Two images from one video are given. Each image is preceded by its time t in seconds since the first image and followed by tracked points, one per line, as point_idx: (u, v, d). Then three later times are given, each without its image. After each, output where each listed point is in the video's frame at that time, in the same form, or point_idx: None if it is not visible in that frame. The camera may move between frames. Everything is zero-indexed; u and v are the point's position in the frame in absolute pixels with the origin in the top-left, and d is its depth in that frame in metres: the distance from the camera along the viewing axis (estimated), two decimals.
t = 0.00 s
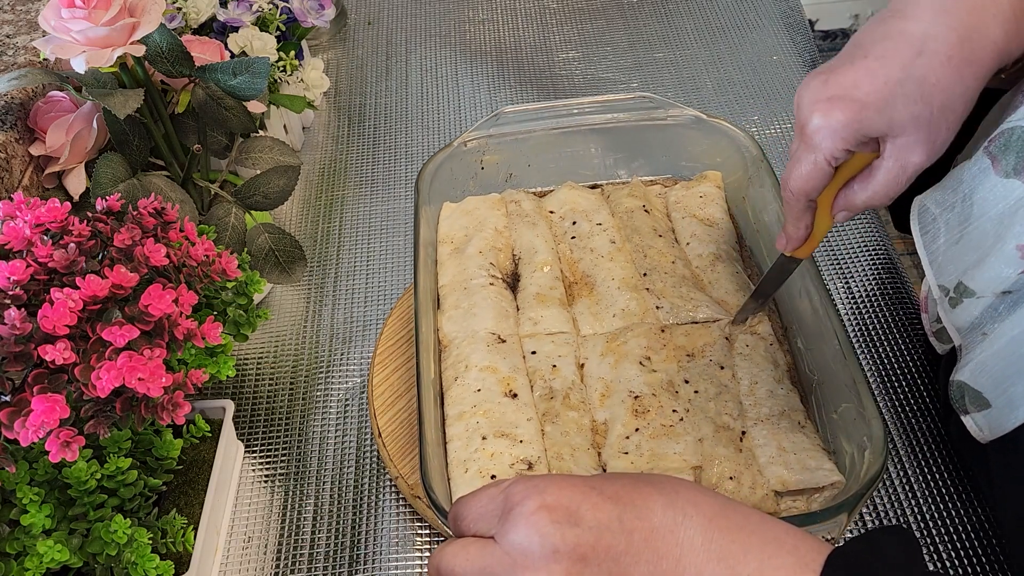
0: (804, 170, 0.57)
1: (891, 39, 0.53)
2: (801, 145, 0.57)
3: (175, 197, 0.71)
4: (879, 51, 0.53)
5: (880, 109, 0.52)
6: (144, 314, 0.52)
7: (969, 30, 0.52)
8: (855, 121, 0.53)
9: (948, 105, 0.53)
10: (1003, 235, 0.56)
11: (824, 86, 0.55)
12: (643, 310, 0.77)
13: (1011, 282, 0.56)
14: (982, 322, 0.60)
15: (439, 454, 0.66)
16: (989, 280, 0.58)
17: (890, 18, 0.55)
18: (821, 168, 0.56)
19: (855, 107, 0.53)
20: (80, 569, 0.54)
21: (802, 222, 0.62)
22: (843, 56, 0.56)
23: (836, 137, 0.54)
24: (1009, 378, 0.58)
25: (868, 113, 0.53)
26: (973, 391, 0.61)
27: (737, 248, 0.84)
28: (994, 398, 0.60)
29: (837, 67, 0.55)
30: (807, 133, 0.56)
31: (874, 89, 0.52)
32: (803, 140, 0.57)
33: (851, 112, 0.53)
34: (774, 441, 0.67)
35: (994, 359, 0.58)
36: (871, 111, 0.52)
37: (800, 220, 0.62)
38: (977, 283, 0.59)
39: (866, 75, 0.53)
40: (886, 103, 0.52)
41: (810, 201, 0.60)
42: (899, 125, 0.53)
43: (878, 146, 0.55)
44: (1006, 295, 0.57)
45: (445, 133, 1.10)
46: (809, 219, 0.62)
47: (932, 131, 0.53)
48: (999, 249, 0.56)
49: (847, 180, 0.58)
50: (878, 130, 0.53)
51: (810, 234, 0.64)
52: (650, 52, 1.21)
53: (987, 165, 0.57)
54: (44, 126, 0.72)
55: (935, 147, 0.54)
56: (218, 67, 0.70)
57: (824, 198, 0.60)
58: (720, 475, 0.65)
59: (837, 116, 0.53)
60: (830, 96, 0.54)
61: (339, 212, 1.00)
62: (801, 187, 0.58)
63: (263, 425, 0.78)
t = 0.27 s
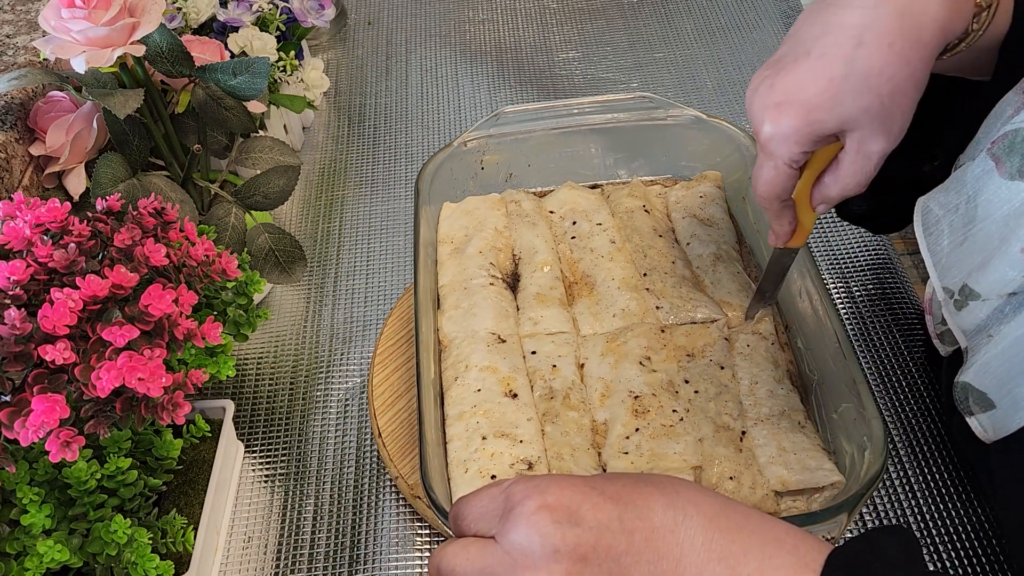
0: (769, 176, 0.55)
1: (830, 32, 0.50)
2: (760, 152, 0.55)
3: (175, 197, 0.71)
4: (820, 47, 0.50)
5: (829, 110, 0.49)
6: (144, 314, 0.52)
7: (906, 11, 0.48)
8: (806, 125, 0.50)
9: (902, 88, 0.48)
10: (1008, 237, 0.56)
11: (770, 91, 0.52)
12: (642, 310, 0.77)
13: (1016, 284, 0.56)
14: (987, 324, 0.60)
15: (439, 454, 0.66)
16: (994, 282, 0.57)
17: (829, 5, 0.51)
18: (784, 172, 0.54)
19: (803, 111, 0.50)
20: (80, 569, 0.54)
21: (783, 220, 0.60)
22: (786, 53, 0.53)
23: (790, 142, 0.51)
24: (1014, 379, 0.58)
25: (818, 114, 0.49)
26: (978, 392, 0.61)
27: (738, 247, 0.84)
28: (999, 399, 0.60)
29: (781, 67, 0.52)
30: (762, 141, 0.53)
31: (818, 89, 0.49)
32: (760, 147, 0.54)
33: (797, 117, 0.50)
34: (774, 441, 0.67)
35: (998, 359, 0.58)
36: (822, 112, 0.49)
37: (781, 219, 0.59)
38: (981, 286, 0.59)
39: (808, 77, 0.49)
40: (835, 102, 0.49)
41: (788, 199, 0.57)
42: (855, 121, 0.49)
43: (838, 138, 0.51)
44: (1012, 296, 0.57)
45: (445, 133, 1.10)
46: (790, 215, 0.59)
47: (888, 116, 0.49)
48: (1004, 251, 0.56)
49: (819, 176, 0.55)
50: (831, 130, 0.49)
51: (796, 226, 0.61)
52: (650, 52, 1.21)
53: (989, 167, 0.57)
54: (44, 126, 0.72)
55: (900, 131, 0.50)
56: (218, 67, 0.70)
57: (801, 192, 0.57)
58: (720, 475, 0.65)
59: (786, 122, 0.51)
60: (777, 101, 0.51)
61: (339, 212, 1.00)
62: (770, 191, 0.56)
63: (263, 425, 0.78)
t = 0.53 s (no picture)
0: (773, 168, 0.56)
1: (832, 23, 0.50)
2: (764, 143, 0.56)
3: (175, 197, 0.71)
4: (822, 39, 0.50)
5: (832, 101, 0.50)
6: (144, 314, 0.52)
7: None
8: (810, 117, 0.51)
9: (905, 78, 0.49)
10: (1006, 241, 0.56)
11: (773, 82, 0.53)
12: (642, 310, 0.77)
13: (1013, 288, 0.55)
14: (986, 329, 0.60)
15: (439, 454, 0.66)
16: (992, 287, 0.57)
17: None
18: (788, 163, 0.55)
19: (807, 102, 0.51)
20: (80, 569, 0.54)
21: (788, 211, 0.61)
22: (789, 44, 0.54)
23: (794, 133, 0.52)
24: (1013, 385, 0.57)
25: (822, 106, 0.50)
26: (976, 397, 0.61)
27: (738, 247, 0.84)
28: (998, 404, 0.59)
29: (784, 59, 0.53)
30: (767, 133, 0.54)
31: (821, 80, 0.50)
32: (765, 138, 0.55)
33: (802, 108, 0.51)
34: (774, 441, 0.67)
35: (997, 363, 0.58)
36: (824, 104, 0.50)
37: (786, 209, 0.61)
38: (980, 290, 0.58)
39: (811, 68, 0.50)
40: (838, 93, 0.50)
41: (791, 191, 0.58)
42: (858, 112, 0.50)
43: (842, 128, 0.52)
44: (1010, 301, 0.57)
45: (445, 133, 1.10)
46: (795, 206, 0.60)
47: (893, 105, 0.50)
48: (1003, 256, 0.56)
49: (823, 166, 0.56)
50: (834, 120, 0.51)
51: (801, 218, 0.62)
52: (650, 52, 1.21)
53: (988, 172, 0.57)
54: (44, 126, 0.72)
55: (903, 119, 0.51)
56: (218, 67, 0.70)
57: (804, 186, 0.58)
58: (720, 475, 0.65)
59: (790, 113, 0.52)
60: (781, 92, 0.52)
61: (339, 212, 1.00)
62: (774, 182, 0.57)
63: (263, 425, 0.78)
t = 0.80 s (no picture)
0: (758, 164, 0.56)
1: (821, 22, 0.51)
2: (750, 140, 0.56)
3: (175, 197, 0.71)
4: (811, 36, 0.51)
5: (819, 95, 0.51)
6: (144, 314, 0.52)
7: None
8: (797, 110, 0.51)
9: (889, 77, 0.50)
10: (1007, 236, 0.56)
11: (761, 78, 0.53)
12: (642, 310, 0.77)
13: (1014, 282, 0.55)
14: (987, 324, 0.59)
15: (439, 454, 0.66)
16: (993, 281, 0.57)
17: None
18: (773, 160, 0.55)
19: (794, 95, 0.51)
20: (80, 568, 0.54)
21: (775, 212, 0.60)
22: (778, 44, 0.54)
23: (781, 127, 0.53)
24: (1012, 379, 0.57)
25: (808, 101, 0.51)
26: (976, 392, 0.61)
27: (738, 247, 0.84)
28: (997, 399, 0.59)
29: (771, 57, 0.54)
30: (752, 127, 0.54)
31: (809, 74, 0.51)
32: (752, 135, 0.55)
33: (790, 101, 0.52)
34: (774, 441, 0.67)
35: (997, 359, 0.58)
36: (811, 97, 0.51)
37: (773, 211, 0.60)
38: (981, 285, 0.58)
39: (799, 63, 0.51)
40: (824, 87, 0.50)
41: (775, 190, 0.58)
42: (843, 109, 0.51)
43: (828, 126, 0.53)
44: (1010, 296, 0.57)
45: (445, 133, 1.10)
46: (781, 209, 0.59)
47: (877, 104, 0.50)
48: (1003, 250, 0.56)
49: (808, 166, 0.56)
50: (822, 114, 0.51)
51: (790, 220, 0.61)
52: (650, 52, 1.21)
53: (989, 166, 0.57)
54: (44, 126, 0.72)
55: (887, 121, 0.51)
56: (218, 67, 0.70)
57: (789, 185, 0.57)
58: (720, 475, 0.65)
59: (777, 106, 0.52)
60: (768, 87, 0.53)
61: (339, 212, 1.00)
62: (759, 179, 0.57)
63: (263, 425, 0.78)
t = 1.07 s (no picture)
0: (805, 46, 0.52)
1: None
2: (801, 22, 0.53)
3: (175, 196, 0.71)
4: None
5: None
6: (144, 314, 0.51)
7: None
8: None
9: None
10: (1006, 239, 0.56)
11: None
12: (642, 310, 0.77)
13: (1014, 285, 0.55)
14: (987, 327, 0.59)
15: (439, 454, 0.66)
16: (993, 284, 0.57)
17: None
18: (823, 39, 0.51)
19: None
20: (80, 569, 0.54)
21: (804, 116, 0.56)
22: None
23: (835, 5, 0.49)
24: (1013, 382, 0.57)
25: None
26: (977, 396, 0.60)
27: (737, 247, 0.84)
28: (999, 402, 0.59)
29: None
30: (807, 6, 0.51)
31: None
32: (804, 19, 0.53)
33: None
34: (774, 441, 0.67)
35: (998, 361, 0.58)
36: None
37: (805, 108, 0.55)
38: (982, 288, 0.58)
39: None
40: None
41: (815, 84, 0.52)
42: None
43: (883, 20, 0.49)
44: (1011, 298, 0.57)
45: (445, 132, 1.10)
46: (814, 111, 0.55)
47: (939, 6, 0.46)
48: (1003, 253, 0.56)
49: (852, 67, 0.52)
50: None
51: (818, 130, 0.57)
52: (650, 52, 1.21)
53: (989, 170, 0.58)
54: (44, 126, 0.72)
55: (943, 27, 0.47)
56: (218, 67, 0.70)
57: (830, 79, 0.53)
58: (720, 475, 0.65)
59: None
60: None
61: (339, 212, 1.00)
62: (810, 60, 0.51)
63: (263, 425, 0.78)
